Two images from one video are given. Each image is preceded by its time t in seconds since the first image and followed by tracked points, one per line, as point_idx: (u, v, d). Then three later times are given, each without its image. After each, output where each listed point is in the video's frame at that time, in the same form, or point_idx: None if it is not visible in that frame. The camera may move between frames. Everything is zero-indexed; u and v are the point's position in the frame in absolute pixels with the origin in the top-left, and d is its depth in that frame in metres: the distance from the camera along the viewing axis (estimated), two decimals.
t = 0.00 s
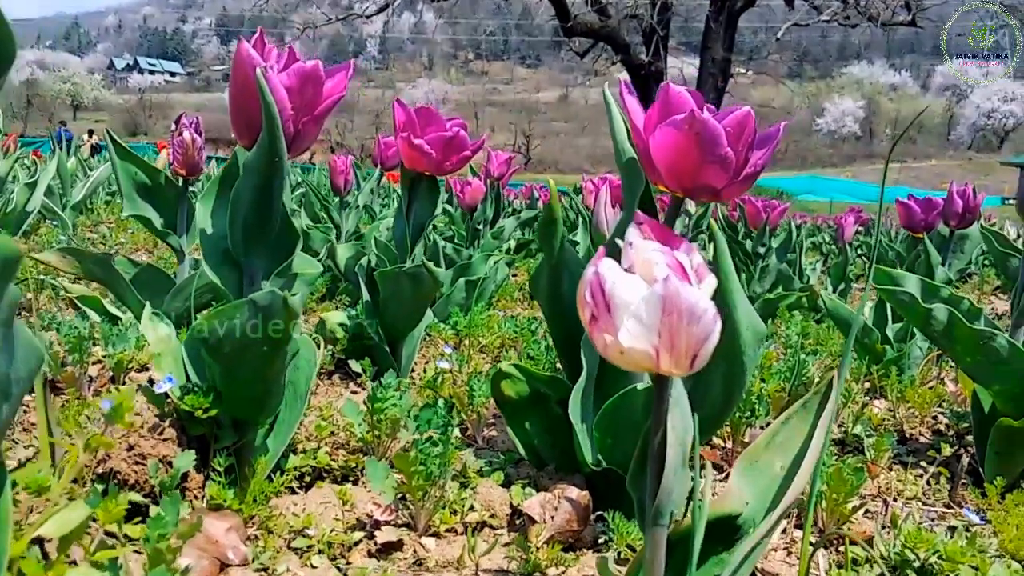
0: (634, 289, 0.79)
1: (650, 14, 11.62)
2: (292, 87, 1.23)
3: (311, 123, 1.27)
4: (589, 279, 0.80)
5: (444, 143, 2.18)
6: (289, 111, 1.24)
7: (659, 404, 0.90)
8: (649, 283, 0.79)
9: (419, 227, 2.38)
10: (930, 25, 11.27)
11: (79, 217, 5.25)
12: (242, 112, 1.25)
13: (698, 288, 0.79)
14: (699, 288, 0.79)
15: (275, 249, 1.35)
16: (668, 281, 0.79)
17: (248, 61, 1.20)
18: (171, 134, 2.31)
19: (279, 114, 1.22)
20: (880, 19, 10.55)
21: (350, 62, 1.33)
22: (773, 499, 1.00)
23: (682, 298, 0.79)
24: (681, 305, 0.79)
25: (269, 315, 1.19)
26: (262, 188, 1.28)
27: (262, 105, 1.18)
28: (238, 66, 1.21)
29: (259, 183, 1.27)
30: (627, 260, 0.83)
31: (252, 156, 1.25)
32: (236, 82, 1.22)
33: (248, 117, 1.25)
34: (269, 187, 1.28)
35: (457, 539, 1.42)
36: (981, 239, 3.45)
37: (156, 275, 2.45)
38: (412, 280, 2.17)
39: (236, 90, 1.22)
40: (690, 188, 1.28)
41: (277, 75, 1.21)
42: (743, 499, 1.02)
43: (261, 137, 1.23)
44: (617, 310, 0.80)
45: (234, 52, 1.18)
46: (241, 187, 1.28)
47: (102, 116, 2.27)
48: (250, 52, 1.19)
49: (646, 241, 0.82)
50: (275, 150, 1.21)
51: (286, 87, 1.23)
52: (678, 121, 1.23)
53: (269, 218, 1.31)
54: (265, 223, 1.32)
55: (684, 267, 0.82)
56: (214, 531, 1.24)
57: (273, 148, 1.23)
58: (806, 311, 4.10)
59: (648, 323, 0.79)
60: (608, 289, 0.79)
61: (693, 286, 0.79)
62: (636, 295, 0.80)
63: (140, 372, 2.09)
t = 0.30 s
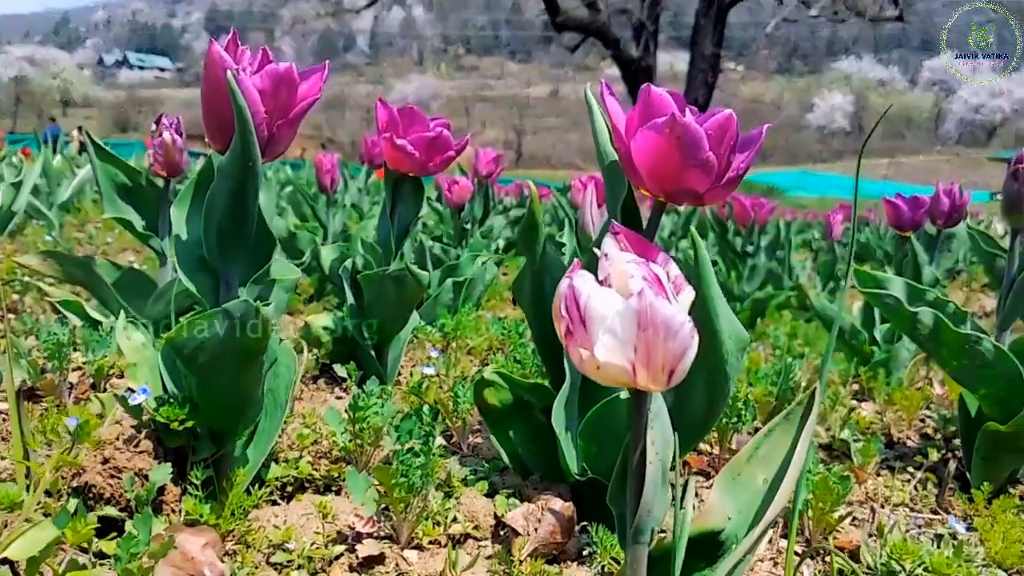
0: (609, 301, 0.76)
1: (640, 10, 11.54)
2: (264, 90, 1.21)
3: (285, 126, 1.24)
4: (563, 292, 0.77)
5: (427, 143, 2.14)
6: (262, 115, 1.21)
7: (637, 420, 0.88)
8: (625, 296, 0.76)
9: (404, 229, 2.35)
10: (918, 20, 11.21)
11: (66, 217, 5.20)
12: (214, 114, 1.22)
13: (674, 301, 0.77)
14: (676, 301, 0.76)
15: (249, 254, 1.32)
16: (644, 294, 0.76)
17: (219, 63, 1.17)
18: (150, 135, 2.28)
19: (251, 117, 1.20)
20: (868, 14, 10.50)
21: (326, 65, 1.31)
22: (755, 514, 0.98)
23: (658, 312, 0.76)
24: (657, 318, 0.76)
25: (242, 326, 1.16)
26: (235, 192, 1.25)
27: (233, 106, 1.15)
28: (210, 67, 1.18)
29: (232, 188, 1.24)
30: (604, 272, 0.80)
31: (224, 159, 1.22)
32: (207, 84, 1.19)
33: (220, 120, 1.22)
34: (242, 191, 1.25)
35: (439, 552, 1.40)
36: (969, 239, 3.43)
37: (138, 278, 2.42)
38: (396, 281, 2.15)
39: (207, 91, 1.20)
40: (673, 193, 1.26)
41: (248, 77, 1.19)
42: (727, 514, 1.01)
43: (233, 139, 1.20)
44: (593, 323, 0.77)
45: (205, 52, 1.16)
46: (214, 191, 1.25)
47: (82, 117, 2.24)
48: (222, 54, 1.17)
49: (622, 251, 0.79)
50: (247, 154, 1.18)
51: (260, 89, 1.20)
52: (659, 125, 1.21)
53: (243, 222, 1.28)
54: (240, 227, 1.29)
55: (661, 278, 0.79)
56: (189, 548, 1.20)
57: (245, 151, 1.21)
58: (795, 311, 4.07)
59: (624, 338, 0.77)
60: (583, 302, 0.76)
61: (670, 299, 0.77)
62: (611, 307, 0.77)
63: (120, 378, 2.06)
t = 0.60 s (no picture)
0: (596, 325, 0.75)
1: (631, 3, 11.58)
2: (246, 100, 1.19)
3: (268, 136, 1.23)
4: (548, 315, 0.76)
5: (416, 146, 2.13)
6: (243, 126, 1.19)
7: (626, 441, 0.87)
8: (611, 320, 0.75)
9: (393, 232, 2.33)
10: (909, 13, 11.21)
11: (56, 215, 5.17)
12: (195, 123, 1.21)
13: (660, 323, 0.76)
14: (663, 324, 0.75)
15: (235, 266, 1.30)
16: (630, 319, 0.75)
17: (198, 73, 1.16)
18: (136, 138, 2.26)
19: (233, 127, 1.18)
20: (859, 8, 10.51)
21: (310, 72, 1.29)
22: (745, 534, 0.97)
23: (644, 336, 0.75)
24: (643, 343, 0.75)
25: (226, 343, 1.15)
26: (218, 203, 1.24)
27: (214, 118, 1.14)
28: (190, 78, 1.17)
29: (215, 199, 1.23)
30: (589, 293, 0.79)
31: (206, 171, 1.21)
32: (188, 94, 1.17)
33: (201, 129, 1.20)
34: (225, 203, 1.23)
35: (428, 563, 1.40)
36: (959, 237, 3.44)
37: (126, 282, 2.40)
38: (386, 285, 2.13)
39: (187, 101, 1.18)
40: (661, 202, 1.25)
41: (230, 87, 1.17)
42: (716, 531, 1.00)
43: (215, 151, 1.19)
44: (578, 345, 0.76)
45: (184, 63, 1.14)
46: (197, 202, 1.24)
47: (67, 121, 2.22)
48: (202, 64, 1.15)
49: (609, 272, 0.78)
50: (229, 165, 1.17)
51: (242, 100, 1.19)
52: (647, 134, 1.20)
53: (226, 234, 1.27)
54: (223, 240, 1.27)
55: (649, 299, 0.78)
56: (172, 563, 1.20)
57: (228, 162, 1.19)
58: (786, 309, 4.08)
59: (610, 362, 0.76)
60: (568, 324, 0.75)
61: (656, 322, 0.76)
62: (596, 331, 0.76)
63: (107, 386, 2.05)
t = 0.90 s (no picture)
0: (587, 358, 0.74)
1: None
2: (229, 117, 1.17)
3: (251, 153, 1.21)
4: (539, 347, 0.75)
5: (404, 154, 2.11)
6: (226, 143, 1.17)
7: (618, 470, 0.86)
8: (603, 353, 0.74)
9: (381, 238, 2.31)
10: (897, 8, 11.23)
11: (42, 216, 5.12)
12: (176, 141, 1.19)
13: (653, 354, 0.75)
14: (656, 358, 0.74)
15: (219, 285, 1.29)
16: (623, 353, 0.73)
17: (179, 90, 1.13)
18: (121, 146, 2.24)
19: (216, 146, 1.16)
20: (847, 2, 10.53)
21: (295, 88, 1.27)
22: (739, 559, 0.96)
23: (636, 370, 0.74)
24: (636, 377, 0.74)
25: (208, 363, 1.13)
26: (201, 222, 1.22)
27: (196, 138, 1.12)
28: (171, 96, 1.14)
29: (197, 219, 1.21)
30: (581, 322, 0.78)
31: (189, 190, 1.19)
32: (169, 112, 1.15)
33: (183, 147, 1.18)
34: (209, 222, 1.21)
35: None
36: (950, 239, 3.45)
37: (112, 292, 2.38)
38: (375, 293, 2.10)
39: (168, 120, 1.16)
40: (653, 217, 1.24)
41: (212, 104, 1.15)
42: (709, 556, 0.98)
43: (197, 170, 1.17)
44: (568, 379, 0.75)
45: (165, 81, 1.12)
46: (180, 221, 1.22)
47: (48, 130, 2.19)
48: (182, 82, 1.13)
49: (601, 303, 0.76)
50: (212, 184, 1.15)
51: (224, 117, 1.17)
52: (637, 149, 1.19)
53: (211, 252, 1.25)
54: (208, 260, 1.26)
55: (641, 329, 0.77)
56: None
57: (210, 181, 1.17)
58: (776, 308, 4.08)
59: (602, 397, 0.74)
60: (558, 356, 0.74)
61: (649, 354, 0.74)
62: (589, 363, 0.75)
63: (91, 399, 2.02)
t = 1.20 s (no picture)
0: (588, 392, 0.74)
1: None
2: (220, 138, 1.18)
3: (243, 173, 1.22)
4: (538, 380, 0.75)
5: (397, 163, 2.12)
6: (218, 163, 1.18)
7: (617, 499, 0.85)
8: (604, 387, 0.74)
9: (373, 247, 2.30)
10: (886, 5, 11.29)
11: (31, 219, 5.08)
12: (166, 164, 1.18)
13: (655, 389, 0.75)
14: (657, 392, 0.74)
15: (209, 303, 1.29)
16: (623, 389, 0.73)
17: (170, 111, 1.14)
18: (110, 157, 2.22)
19: (208, 167, 1.17)
20: None
21: (285, 106, 1.29)
22: None
23: (638, 407, 0.74)
24: (637, 413, 0.74)
25: (201, 386, 1.12)
26: (192, 242, 1.22)
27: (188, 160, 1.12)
28: (161, 119, 1.15)
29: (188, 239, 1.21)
30: (579, 352, 0.78)
31: (181, 209, 1.19)
32: (160, 133, 1.16)
33: (174, 169, 1.18)
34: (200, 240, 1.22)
35: None
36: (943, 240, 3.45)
37: (102, 302, 2.36)
38: (368, 303, 2.08)
39: (159, 142, 1.16)
40: (651, 233, 1.30)
41: (203, 125, 1.16)
42: None
43: (189, 191, 1.17)
44: (569, 412, 0.75)
45: (156, 101, 1.13)
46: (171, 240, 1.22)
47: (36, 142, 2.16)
48: (173, 104, 1.14)
49: (601, 333, 0.77)
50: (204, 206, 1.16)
51: (215, 138, 1.18)
52: (634, 167, 1.24)
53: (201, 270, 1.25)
54: (199, 276, 1.26)
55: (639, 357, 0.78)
56: None
57: (201, 200, 1.18)
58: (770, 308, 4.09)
59: (602, 432, 0.74)
60: (558, 391, 0.74)
61: (649, 388, 0.74)
62: (589, 398, 0.75)
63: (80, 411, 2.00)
